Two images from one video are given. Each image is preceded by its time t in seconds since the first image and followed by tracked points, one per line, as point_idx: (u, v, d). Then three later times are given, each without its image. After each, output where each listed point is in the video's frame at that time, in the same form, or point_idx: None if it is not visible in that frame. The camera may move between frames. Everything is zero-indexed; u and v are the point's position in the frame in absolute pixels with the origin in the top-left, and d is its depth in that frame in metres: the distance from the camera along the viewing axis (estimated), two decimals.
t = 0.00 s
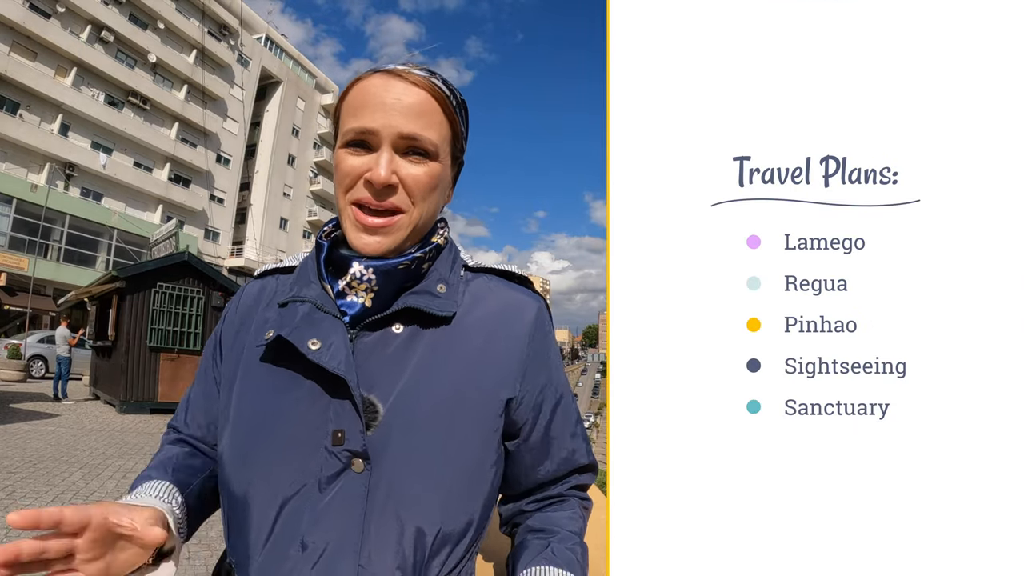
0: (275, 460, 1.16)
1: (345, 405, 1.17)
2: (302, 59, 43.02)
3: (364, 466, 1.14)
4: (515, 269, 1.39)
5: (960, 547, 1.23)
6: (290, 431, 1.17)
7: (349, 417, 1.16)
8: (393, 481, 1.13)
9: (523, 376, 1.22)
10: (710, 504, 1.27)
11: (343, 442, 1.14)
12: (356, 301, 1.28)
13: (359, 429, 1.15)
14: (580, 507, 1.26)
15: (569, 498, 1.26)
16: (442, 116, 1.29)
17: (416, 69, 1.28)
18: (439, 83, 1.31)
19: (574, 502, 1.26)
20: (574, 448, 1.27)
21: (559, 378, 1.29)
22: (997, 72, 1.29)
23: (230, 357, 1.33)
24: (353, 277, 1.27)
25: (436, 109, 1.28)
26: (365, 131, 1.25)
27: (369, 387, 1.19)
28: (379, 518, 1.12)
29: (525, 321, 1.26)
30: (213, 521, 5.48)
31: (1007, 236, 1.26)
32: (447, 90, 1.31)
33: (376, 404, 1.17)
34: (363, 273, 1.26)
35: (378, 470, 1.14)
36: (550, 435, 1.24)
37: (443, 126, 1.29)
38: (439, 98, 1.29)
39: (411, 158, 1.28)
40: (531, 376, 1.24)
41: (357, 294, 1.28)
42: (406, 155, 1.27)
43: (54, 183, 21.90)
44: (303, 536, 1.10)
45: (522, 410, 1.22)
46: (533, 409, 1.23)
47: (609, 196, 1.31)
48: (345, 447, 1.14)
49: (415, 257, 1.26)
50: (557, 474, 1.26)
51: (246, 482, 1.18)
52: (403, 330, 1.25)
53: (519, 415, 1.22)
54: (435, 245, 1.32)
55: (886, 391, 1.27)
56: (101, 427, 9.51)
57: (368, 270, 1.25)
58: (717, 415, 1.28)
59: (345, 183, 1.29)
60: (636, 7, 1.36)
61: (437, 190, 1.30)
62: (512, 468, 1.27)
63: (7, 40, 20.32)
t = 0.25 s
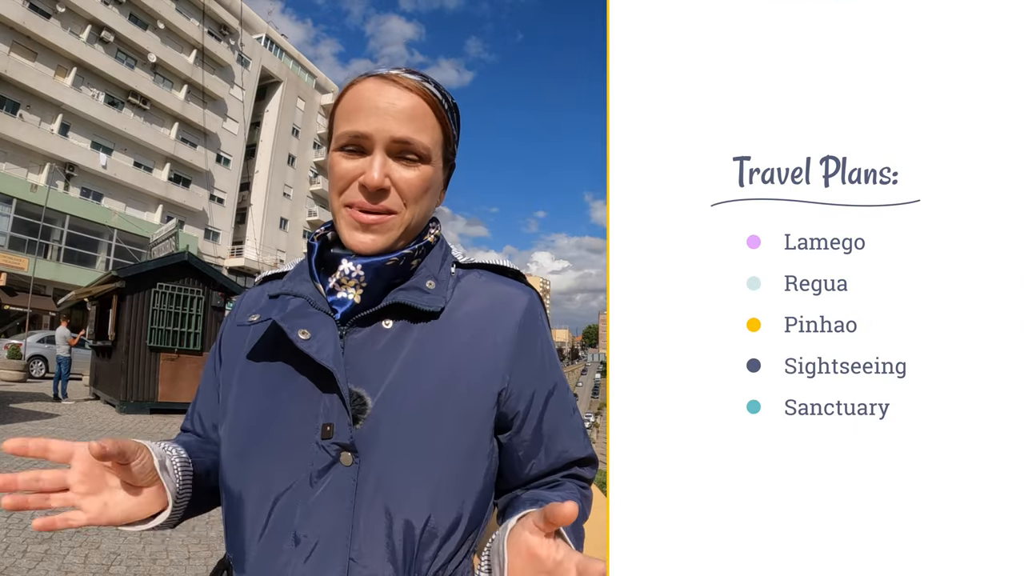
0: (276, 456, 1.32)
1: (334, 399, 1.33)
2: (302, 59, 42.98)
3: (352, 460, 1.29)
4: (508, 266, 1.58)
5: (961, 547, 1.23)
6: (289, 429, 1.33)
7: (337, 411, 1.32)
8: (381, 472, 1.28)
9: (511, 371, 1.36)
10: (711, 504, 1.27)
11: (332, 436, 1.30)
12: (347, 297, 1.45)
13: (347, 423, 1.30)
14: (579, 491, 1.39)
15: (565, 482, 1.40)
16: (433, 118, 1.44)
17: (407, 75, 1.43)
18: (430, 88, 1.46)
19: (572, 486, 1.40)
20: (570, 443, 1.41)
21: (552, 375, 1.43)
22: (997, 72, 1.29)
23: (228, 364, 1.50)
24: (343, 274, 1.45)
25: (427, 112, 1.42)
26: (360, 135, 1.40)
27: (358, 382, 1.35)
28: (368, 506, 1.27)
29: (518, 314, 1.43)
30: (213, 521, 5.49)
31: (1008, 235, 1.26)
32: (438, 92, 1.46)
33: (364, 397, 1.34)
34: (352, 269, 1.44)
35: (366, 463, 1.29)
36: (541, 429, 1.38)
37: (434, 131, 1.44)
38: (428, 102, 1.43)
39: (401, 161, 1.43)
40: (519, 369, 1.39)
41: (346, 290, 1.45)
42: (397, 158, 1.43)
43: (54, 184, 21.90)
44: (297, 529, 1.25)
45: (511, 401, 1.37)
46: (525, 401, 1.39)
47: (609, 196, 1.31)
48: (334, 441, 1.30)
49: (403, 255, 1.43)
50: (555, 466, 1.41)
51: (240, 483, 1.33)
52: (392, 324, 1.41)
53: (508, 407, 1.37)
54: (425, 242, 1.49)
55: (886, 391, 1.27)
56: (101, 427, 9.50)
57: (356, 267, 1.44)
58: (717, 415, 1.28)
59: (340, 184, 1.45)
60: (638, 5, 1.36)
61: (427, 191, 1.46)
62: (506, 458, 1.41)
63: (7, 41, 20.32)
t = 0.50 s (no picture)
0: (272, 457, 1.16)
1: (337, 401, 1.16)
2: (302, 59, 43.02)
3: (356, 460, 1.13)
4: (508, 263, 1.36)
5: (961, 547, 1.23)
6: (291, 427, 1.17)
7: (341, 412, 1.15)
8: (387, 473, 1.12)
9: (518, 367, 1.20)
10: (710, 504, 1.27)
11: (335, 436, 1.14)
12: (348, 299, 1.25)
13: (349, 424, 1.14)
14: (574, 492, 1.21)
15: (562, 483, 1.22)
16: (431, 121, 1.28)
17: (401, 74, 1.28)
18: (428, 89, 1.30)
19: (569, 487, 1.22)
20: (569, 441, 1.25)
21: (550, 363, 1.27)
22: (997, 72, 1.29)
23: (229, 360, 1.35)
24: (343, 275, 1.26)
25: (424, 114, 1.27)
26: (354, 136, 1.25)
27: (359, 381, 1.17)
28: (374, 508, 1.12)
29: (513, 311, 1.25)
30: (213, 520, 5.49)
31: (1006, 236, 1.26)
32: (436, 94, 1.30)
33: (367, 398, 1.16)
34: (353, 271, 1.25)
35: (371, 464, 1.13)
36: (547, 428, 1.22)
37: (430, 132, 1.28)
38: (426, 104, 1.28)
39: (401, 164, 1.28)
40: (525, 364, 1.22)
41: (348, 292, 1.26)
42: (395, 160, 1.27)
43: (54, 184, 21.90)
44: (299, 530, 1.11)
45: (512, 401, 1.20)
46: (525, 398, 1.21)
47: (609, 197, 1.31)
48: (338, 442, 1.13)
49: (403, 255, 1.24)
50: (552, 462, 1.23)
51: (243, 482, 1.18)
52: (394, 325, 1.23)
53: (511, 407, 1.20)
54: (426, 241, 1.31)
55: (885, 391, 1.27)
56: (101, 427, 9.50)
57: (357, 268, 1.24)
58: (717, 415, 1.28)
59: (337, 188, 1.29)
60: (637, 7, 1.37)
61: (428, 192, 1.30)
62: (505, 459, 1.24)
63: (7, 41, 20.32)
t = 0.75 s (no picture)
0: (274, 456, 1.15)
1: (341, 401, 1.16)
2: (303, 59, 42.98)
3: (361, 460, 1.12)
4: (512, 269, 1.36)
5: (961, 547, 1.23)
6: (293, 426, 1.16)
7: (346, 411, 1.14)
8: (390, 475, 1.11)
9: (521, 371, 1.20)
10: (710, 504, 1.27)
11: (340, 437, 1.13)
12: (354, 299, 1.25)
13: (355, 424, 1.13)
14: (570, 499, 1.22)
15: (556, 491, 1.22)
16: (427, 121, 1.27)
17: (399, 74, 1.26)
18: (425, 88, 1.29)
19: (565, 494, 1.22)
20: (569, 447, 1.25)
21: (552, 365, 1.27)
22: (998, 73, 1.29)
23: (229, 354, 1.34)
24: (352, 275, 1.24)
25: (420, 114, 1.25)
26: (349, 138, 1.25)
27: (365, 382, 1.17)
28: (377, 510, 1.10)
29: (520, 316, 1.25)
30: (214, 520, 5.48)
31: (1007, 237, 1.26)
32: (433, 93, 1.29)
33: (374, 399, 1.15)
34: (363, 271, 1.23)
35: (376, 465, 1.12)
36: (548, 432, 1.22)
37: (427, 132, 1.26)
38: (423, 104, 1.26)
39: (395, 164, 1.26)
40: (528, 368, 1.22)
41: (355, 291, 1.25)
42: (390, 162, 1.26)
43: (54, 184, 21.90)
44: (301, 529, 1.10)
45: (517, 406, 1.20)
46: (530, 403, 1.21)
47: (609, 197, 1.31)
48: (343, 442, 1.13)
49: (413, 256, 1.24)
50: (546, 469, 1.23)
51: (243, 479, 1.17)
52: (401, 327, 1.23)
53: (514, 412, 1.20)
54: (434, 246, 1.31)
55: (886, 391, 1.27)
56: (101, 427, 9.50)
57: (366, 268, 1.23)
58: (717, 415, 1.28)
59: (334, 193, 1.29)
60: (637, 6, 1.37)
61: (425, 193, 1.28)
62: (506, 462, 1.23)
63: (7, 41, 20.34)
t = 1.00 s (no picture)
0: (277, 462, 1.15)
1: (346, 405, 1.15)
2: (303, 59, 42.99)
3: (365, 466, 1.11)
4: (517, 269, 1.36)
5: (962, 547, 1.23)
6: (296, 431, 1.16)
7: (352, 417, 1.14)
8: (394, 481, 1.11)
9: (527, 376, 1.20)
10: (710, 504, 1.27)
11: (345, 443, 1.12)
12: (357, 301, 1.25)
13: (360, 430, 1.12)
14: (579, 501, 1.23)
15: (569, 491, 1.24)
16: (433, 114, 1.27)
17: (406, 68, 1.26)
18: (432, 83, 1.29)
19: (573, 496, 1.23)
20: (575, 450, 1.25)
21: (557, 369, 1.27)
22: (997, 72, 1.29)
23: (227, 356, 1.32)
24: (353, 276, 1.24)
25: (426, 108, 1.25)
26: (353, 131, 1.24)
27: (369, 386, 1.16)
28: (381, 516, 1.10)
29: (526, 319, 1.24)
30: (214, 521, 5.48)
31: (1007, 238, 1.26)
32: (439, 86, 1.29)
33: (378, 405, 1.15)
34: (365, 272, 1.23)
35: (380, 471, 1.12)
36: (552, 437, 1.22)
37: (433, 128, 1.26)
38: (430, 99, 1.26)
39: (400, 159, 1.26)
40: (533, 374, 1.22)
41: (358, 294, 1.25)
42: (394, 156, 1.25)
43: (54, 184, 21.90)
44: (304, 536, 1.09)
45: (523, 411, 1.19)
46: (536, 408, 1.21)
47: (609, 197, 1.31)
48: (347, 449, 1.12)
49: (416, 257, 1.24)
50: (558, 471, 1.24)
51: (244, 484, 1.17)
52: (404, 330, 1.23)
53: (520, 417, 1.19)
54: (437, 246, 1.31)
55: (886, 391, 1.27)
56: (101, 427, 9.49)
57: (369, 269, 1.23)
58: (717, 415, 1.28)
59: (337, 186, 1.28)
60: (637, 6, 1.37)
61: (429, 190, 1.28)
62: (513, 466, 1.23)
63: (7, 41, 20.33)
